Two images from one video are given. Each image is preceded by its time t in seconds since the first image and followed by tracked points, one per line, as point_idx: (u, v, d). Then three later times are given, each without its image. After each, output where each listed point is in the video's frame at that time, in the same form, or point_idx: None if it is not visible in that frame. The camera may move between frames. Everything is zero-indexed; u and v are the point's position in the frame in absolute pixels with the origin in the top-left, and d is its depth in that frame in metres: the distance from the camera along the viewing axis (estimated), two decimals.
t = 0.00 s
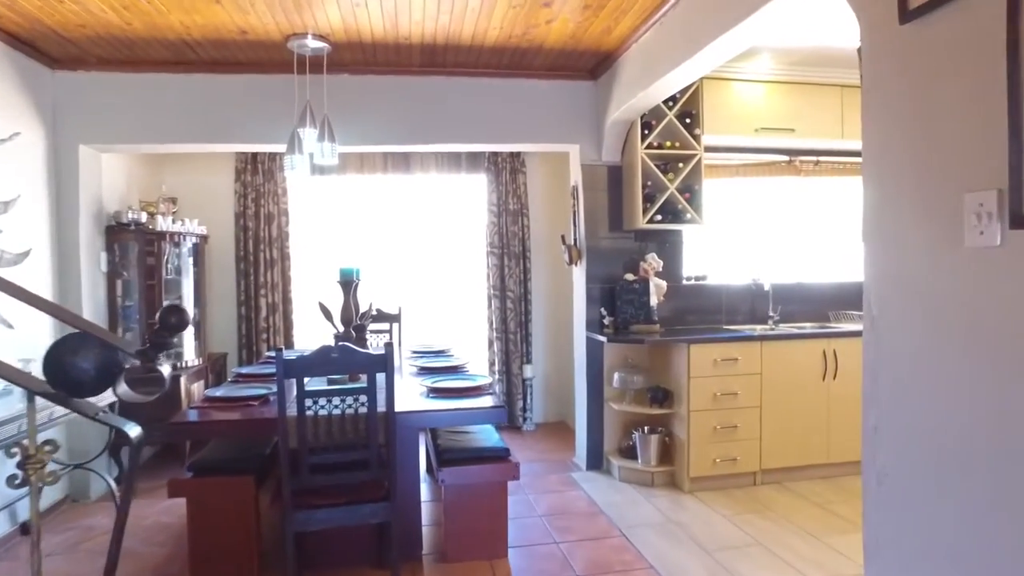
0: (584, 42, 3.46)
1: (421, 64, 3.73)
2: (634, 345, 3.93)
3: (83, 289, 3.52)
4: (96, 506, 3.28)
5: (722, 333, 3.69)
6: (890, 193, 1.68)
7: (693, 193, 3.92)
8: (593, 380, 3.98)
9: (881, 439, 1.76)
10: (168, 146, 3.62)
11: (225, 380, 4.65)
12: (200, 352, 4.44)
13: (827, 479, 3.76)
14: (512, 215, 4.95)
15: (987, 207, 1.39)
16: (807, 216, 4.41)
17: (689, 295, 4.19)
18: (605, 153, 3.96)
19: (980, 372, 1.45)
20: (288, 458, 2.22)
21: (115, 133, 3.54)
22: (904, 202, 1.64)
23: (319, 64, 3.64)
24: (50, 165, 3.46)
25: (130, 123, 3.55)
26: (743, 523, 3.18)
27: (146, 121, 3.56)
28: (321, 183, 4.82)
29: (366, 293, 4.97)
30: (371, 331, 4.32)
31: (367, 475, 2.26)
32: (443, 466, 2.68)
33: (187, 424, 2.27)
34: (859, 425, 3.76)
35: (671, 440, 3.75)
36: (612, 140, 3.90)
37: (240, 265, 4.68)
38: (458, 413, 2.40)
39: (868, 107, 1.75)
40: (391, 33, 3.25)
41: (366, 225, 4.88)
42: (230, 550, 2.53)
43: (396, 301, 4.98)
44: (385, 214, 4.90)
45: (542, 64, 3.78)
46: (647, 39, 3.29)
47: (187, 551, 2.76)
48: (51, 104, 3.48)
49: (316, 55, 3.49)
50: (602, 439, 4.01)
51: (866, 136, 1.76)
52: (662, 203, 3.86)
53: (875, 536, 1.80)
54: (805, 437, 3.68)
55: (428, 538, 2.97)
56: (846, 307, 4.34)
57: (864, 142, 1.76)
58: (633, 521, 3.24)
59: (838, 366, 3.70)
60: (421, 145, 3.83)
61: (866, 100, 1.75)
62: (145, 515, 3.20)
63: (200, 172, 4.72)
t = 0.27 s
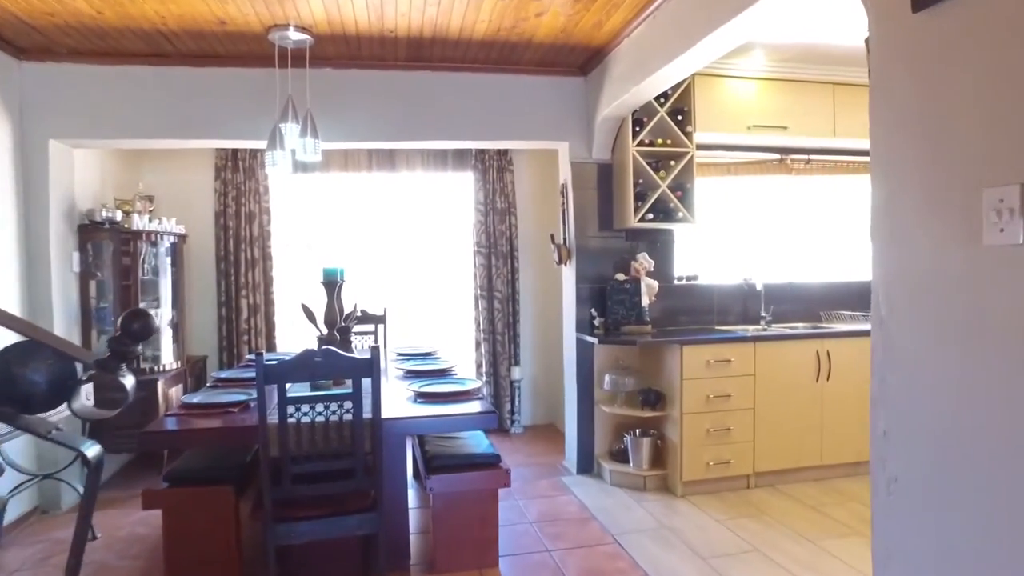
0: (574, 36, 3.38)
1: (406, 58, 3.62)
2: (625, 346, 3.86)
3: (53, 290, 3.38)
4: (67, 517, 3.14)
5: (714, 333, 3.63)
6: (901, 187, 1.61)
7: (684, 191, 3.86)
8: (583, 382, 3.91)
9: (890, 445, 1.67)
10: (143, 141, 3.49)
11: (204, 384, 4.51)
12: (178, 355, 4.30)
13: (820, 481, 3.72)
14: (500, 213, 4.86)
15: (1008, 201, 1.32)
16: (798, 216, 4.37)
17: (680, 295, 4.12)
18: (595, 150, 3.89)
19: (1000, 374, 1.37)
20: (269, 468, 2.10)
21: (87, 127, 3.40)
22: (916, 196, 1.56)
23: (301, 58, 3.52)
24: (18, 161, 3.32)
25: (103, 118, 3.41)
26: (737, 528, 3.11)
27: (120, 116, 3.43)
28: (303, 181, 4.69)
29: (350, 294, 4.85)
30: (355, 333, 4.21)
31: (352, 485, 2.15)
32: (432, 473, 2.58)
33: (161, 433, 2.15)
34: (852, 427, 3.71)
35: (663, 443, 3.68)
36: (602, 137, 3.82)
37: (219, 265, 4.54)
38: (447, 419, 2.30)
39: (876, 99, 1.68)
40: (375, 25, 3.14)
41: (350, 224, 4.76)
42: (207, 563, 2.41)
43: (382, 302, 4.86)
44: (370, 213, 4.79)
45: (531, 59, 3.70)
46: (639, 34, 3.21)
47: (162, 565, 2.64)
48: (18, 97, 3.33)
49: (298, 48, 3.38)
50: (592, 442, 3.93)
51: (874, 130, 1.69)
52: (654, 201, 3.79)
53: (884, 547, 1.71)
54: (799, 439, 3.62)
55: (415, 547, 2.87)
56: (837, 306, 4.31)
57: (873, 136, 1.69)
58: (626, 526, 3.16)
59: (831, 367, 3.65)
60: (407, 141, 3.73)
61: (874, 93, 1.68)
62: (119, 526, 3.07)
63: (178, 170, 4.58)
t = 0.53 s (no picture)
0: (567, 32, 3.31)
1: (394, 54, 3.53)
2: (616, 348, 3.80)
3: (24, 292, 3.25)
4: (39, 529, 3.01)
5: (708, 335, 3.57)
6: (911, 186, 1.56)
7: (677, 190, 3.79)
8: (575, 385, 3.84)
9: (903, 453, 1.61)
10: (120, 137, 3.36)
11: (185, 388, 4.38)
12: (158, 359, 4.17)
13: (814, 484, 3.68)
14: (488, 213, 4.78)
15: None
16: (789, 216, 4.33)
17: (672, 295, 4.07)
18: (586, 149, 3.83)
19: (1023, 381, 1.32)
20: (253, 479, 2.00)
21: (61, 123, 3.27)
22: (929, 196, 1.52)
23: (285, 52, 3.42)
24: None
25: (77, 112, 3.28)
26: (734, 533, 3.05)
27: (96, 111, 3.30)
28: (287, 178, 4.57)
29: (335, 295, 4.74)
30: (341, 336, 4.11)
31: (340, 495, 2.06)
32: (422, 482, 2.49)
33: (138, 442, 2.03)
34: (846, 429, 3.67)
35: (656, 447, 3.62)
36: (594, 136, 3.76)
37: (200, 266, 4.42)
38: (438, 426, 2.21)
39: (886, 96, 1.63)
40: (362, 18, 3.05)
41: (335, 223, 4.65)
42: None
43: (368, 303, 4.76)
44: (356, 213, 4.68)
45: (522, 55, 3.62)
46: (633, 30, 3.15)
47: None
48: None
49: (282, 42, 3.27)
50: (584, 446, 3.86)
51: (884, 128, 1.64)
52: (646, 201, 3.73)
53: (898, 559, 1.65)
54: (793, 441, 3.58)
55: (405, 557, 2.78)
56: (829, 307, 4.29)
57: (883, 135, 1.64)
58: (621, 533, 3.09)
59: (825, 369, 3.62)
60: (395, 139, 3.64)
61: (883, 90, 1.64)
62: (95, 537, 2.95)
63: (157, 167, 4.44)
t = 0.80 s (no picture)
0: (558, 28, 3.25)
1: (380, 49, 3.45)
2: (607, 349, 3.74)
3: None
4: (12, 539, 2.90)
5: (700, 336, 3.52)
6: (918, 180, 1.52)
7: (668, 189, 3.74)
8: (565, 387, 3.78)
9: (909, 457, 1.57)
10: (96, 133, 3.25)
11: (165, 391, 4.27)
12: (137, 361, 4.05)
13: (806, 485, 3.65)
14: (476, 212, 4.71)
15: None
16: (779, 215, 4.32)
17: (663, 295, 4.02)
18: (577, 147, 3.78)
19: None
20: (235, 488, 1.92)
21: (34, 117, 3.15)
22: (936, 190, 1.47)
23: (268, 46, 3.33)
24: None
25: (52, 107, 3.17)
26: (728, 537, 3.01)
27: (71, 105, 3.19)
28: (270, 177, 4.46)
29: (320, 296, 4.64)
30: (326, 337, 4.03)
31: (327, 504, 1.98)
32: (410, 488, 2.42)
33: (113, 451, 1.94)
34: (837, 429, 3.65)
35: (648, 449, 3.57)
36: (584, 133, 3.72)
37: (181, 266, 4.30)
38: (427, 431, 2.13)
39: (891, 91, 1.58)
40: (349, 12, 2.97)
41: (319, 223, 4.56)
42: None
43: (353, 304, 4.67)
44: (341, 212, 4.59)
45: (512, 51, 3.56)
46: (625, 26, 3.10)
47: None
48: None
49: (265, 35, 3.18)
50: (574, 449, 3.80)
51: (890, 124, 1.59)
52: (638, 200, 3.68)
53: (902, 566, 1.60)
54: (785, 442, 3.55)
55: (392, 565, 2.71)
56: (820, 307, 4.32)
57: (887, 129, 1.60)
58: (613, 538, 3.03)
59: (817, 369, 3.59)
60: (381, 136, 3.56)
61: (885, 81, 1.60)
62: (70, 547, 2.84)
63: (136, 165, 4.32)
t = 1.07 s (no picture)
0: (545, 22, 3.19)
1: (363, 43, 3.37)
2: (593, 350, 3.70)
3: None
4: None
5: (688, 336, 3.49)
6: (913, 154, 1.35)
7: (656, 186, 3.70)
8: (551, 388, 3.73)
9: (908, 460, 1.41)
10: (68, 127, 3.14)
11: (141, 395, 4.15)
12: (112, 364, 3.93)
13: (795, 486, 3.62)
14: (461, 211, 4.64)
15: None
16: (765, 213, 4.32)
17: (650, 295, 3.98)
18: (563, 144, 3.73)
19: None
20: (211, 496, 1.84)
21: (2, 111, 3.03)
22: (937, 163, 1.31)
23: (247, 39, 3.24)
24: None
25: (21, 99, 3.05)
26: (719, 540, 2.97)
27: (41, 98, 3.07)
28: (250, 175, 4.36)
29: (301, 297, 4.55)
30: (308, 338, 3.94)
31: (308, 511, 1.90)
32: (394, 495, 2.34)
33: (83, 458, 1.84)
34: (825, 429, 3.64)
35: (636, 451, 3.52)
36: (571, 131, 3.67)
37: (158, 266, 4.19)
38: (412, 435, 2.07)
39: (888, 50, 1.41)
40: (331, 4, 2.89)
41: (301, 221, 4.47)
42: None
43: (336, 305, 4.58)
44: (323, 211, 4.49)
45: (498, 46, 3.49)
46: (612, 21, 3.05)
47: None
48: None
49: (244, 28, 3.09)
50: (561, 450, 3.75)
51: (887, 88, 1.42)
52: (625, 198, 3.64)
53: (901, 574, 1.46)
54: (773, 443, 3.52)
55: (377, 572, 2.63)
56: (807, 306, 4.32)
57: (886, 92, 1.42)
58: (602, 541, 2.98)
59: (805, 369, 3.57)
60: (364, 132, 3.48)
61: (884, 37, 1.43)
62: (40, 558, 2.73)
63: (110, 162, 4.20)
